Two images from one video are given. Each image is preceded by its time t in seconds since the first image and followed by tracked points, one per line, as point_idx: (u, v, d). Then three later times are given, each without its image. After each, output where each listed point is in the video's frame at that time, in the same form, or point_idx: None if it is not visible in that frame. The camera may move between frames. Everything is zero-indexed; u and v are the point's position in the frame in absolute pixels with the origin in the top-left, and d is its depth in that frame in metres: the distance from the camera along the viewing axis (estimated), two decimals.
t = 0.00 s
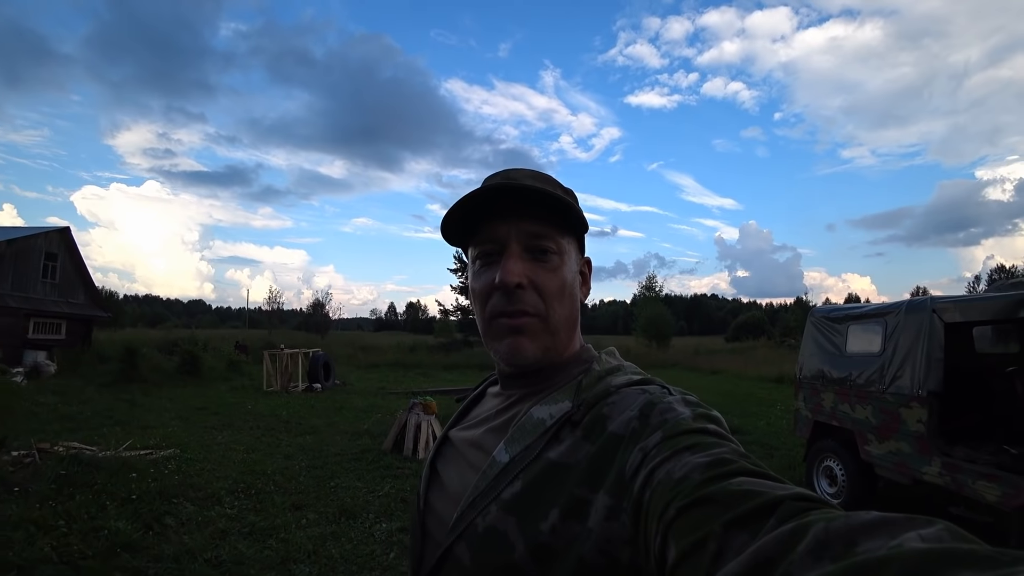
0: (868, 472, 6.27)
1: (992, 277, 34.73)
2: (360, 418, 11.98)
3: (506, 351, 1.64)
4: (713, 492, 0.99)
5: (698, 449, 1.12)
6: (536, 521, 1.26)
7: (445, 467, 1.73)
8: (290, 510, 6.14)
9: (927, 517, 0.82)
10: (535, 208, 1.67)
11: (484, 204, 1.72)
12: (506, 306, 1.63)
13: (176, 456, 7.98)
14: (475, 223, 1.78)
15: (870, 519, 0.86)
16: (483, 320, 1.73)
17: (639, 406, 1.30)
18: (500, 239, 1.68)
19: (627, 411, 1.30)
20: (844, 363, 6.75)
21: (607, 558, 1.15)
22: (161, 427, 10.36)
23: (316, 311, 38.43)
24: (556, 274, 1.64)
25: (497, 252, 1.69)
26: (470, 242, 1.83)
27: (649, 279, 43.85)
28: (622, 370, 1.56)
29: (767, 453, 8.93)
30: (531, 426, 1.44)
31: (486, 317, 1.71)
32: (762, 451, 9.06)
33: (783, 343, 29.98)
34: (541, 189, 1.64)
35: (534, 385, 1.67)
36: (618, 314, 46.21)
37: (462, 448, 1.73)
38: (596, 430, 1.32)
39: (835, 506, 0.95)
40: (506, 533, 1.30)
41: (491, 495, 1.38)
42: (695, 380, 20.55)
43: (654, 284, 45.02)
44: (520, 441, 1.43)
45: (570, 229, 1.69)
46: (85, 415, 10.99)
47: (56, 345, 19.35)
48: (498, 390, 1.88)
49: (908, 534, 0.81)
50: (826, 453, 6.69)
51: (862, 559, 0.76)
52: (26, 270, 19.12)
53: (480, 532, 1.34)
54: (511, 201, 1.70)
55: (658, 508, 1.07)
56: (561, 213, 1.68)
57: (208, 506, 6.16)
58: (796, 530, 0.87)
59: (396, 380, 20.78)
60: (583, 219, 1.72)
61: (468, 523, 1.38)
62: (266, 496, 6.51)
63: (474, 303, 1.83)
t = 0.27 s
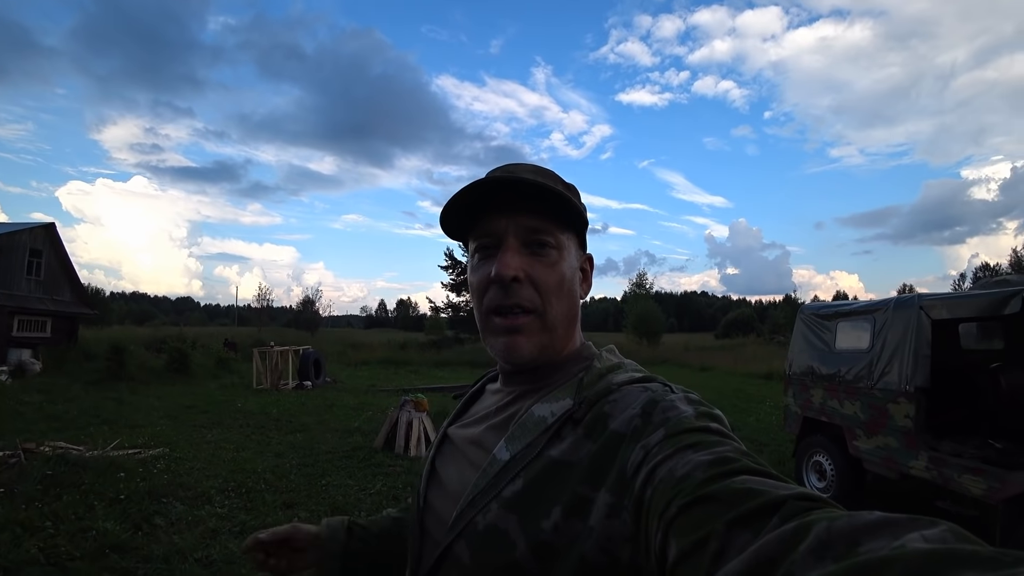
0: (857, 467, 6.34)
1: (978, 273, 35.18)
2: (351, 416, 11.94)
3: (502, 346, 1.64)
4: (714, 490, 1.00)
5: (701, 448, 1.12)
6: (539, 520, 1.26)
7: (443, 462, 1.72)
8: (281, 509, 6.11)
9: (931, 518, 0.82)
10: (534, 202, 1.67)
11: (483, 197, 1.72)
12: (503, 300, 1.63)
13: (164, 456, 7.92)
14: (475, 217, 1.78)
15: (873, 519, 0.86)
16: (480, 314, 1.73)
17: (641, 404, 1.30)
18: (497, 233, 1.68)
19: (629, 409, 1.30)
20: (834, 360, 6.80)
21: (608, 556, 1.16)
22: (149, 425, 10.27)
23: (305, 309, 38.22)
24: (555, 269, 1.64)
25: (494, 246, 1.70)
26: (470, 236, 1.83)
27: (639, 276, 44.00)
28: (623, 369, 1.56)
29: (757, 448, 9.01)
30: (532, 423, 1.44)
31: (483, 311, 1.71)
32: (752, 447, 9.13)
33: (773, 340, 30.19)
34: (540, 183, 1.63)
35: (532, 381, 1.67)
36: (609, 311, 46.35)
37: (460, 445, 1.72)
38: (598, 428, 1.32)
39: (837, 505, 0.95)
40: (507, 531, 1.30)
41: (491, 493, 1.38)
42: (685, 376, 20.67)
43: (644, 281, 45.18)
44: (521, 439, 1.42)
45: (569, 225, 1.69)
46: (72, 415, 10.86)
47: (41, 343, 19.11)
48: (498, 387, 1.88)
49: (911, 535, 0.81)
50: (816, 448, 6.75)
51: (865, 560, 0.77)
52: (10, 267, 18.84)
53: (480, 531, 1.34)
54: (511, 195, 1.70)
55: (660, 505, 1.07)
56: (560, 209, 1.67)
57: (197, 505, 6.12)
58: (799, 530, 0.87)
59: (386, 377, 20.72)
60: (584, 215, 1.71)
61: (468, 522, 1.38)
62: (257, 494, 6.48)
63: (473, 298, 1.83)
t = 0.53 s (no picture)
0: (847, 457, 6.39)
1: (960, 265, 35.74)
2: (342, 417, 11.88)
3: (503, 335, 1.64)
4: (715, 477, 1.00)
5: (704, 437, 1.13)
6: (546, 509, 1.26)
7: (441, 450, 1.72)
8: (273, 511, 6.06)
9: (929, 511, 0.82)
10: (534, 191, 1.67)
11: (482, 186, 1.71)
12: (503, 289, 1.63)
13: (152, 460, 7.83)
14: (474, 207, 1.77)
15: (871, 512, 0.86)
16: (480, 303, 1.73)
17: (645, 393, 1.31)
18: (497, 222, 1.68)
19: (633, 397, 1.31)
20: (822, 351, 6.87)
21: (610, 541, 1.18)
22: (137, 430, 10.16)
23: (294, 310, 37.98)
24: (555, 258, 1.64)
25: (494, 235, 1.69)
26: (469, 226, 1.83)
27: (629, 273, 44.18)
28: (624, 359, 1.57)
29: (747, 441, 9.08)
30: (535, 412, 1.44)
31: (484, 300, 1.71)
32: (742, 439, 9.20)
33: (761, 334, 30.43)
34: (540, 172, 1.63)
35: (532, 371, 1.67)
36: (599, 308, 46.51)
37: (460, 432, 1.72)
38: (601, 416, 1.33)
39: (836, 497, 0.96)
40: (510, 519, 1.30)
41: (494, 481, 1.38)
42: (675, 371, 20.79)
43: (633, 278, 45.38)
44: (524, 427, 1.42)
45: (569, 214, 1.69)
46: (57, 420, 10.71)
47: (25, 348, 18.83)
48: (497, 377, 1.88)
49: (910, 527, 0.81)
50: (806, 439, 6.80)
51: (863, 549, 0.77)
52: None
53: (483, 520, 1.34)
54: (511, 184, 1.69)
55: (661, 492, 1.07)
56: (560, 197, 1.67)
57: (187, 509, 6.07)
58: (798, 519, 0.88)
59: (376, 377, 20.64)
60: (583, 204, 1.71)
61: (470, 511, 1.38)
62: (248, 497, 6.42)
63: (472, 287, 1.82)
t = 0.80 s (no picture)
0: (838, 453, 6.44)
1: (943, 262, 36.27)
2: (333, 422, 11.82)
3: (494, 333, 1.64)
4: (710, 471, 1.00)
5: (698, 432, 1.13)
6: (545, 507, 1.27)
7: (434, 450, 1.71)
8: (263, 518, 6.01)
9: (922, 502, 0.83)
10: (519, 188, 1.67)
11: (467, 185, 1.72)
12: (492, 287, 1.63)
13: (140, 469, 7.74)
14: (459, 206, 1.78)
15: (866, 502, 0.86)
16: (470, 302, 1.73)
17: (639, 388, 1.31)
18: (484, 220, 1.68)
19: (627, 392, 1.32)
20: (810, 349, 6.92)
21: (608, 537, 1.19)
22: (125, 439, 10.03)
23: (283, 316, 37.73)
24: (543, 254, 1.65)
25: (482, 232, 1.70)
26: (456, 225, 1.84)
27: (618, 275, 44.36)
28: (615, 355, 1.57)
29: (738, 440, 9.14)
30: (530, 411, 1.44)
31: (474, 298, 1.71)
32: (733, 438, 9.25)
33: (750, 334, 30.66)
34: (524, 168, 1.63)
35: (523, 367, 1.67)
36: (589, 310, 46.62)
37: (453, 432, 1.72)
38: (596, 412, 1.33)
39: (830, 489, 0.96)
40: (508, 519, 1.29)
41: (490, 480, 1.38)
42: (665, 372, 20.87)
43: (623, 280, 45.57)
44: (520, 426, 1.42)
45: (555, 209, 1.70)
46: (42, 431, 10.55)
47: (9, 358, 18.55)
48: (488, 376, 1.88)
49: (903, 517, 0.82)
50: (796, 437, 6.84)
51: (857, 540, 0.77)
52: None
53: (482, 521, 1.33)
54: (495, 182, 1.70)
55: (657, 486, 1.07)
56: (545, 193, 1.68)
57: (176, 518, 6.00)
58: (792, 511, 0.88)
59: (367, 382, 20.53)
60: (568, 199, 1.71)
61: (468, 512, 1.37)
62: (238, 505, 6.36)
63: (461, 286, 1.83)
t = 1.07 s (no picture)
0: (824, 456, 6.47)
1: (934, 265, 36.52)
2: (325, 425, 11.77)
3: (479, 337, 1.65)
4: (692, 475, 1.01)
5: (679, 436, 1.14)
6: (520, 513, 1.27)
7: (412, 456, 1.72)
8: (254, 520, 5.98)
9: (899, 498, 0.84)
10: (516, 192, 1.68)
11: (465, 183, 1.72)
12: (481, 289, 1.63)
13: (131, 472, 7.69)
14: (455, 204, 1.78)
15: (845, 501, 0.87)
16: (457, 302, 1.74)
17: (619, 394, 1.32)
18: (478, 220, 1.68)
19: (608, 399, 1.32)
20: (798, 352, 6.95)
21: (587, 544, 1.18)
22: (116, 442, 9.95)
23: (276, 318, 37.57)
24: (534, 260, 1.65)
25: (475, 233, 1.70)
26: (448, 223, 1.83)
27: (612, 277, 44.44)
28: (597, 360, 1.58)
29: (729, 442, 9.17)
30: (507, 416, 1.44)
31: (460, 300, 1.72)
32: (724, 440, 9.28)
33: (743, 336, 30.74)
34: (523, 171, 1.63)
35: (506, 373, 1.68)
36: (583, 313, 46.65)
37: (430, 437, 1.72)
38: (576, 418, 1.33)
39: (810, 489, 0.97)
40: (486, 526, 1.29)
41: (467, 487, 1.38)
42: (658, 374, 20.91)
43: (617, 282, 45.64)
44: (497, 431, 1.43)
45: (549, 215, 1.70)
46: (32, 434, 10.47)
47: None
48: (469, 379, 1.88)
49: (881, 514, 0.83)
50: (784, 439, 6.87)
51: (837, 538, 0.78)
52: None
53: (458, 527, 1.33)
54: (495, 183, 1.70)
55: (638, 492, 1.08)
56: (541, 199, 1.68)
57: (167, 521, 5.96)
58: (773, 513, 0.89)
59: (360, 385, 20.47)
60: (564, 206, 1.71)
61: (445, 518, 1.37)
62: (229, 508, 6.33)
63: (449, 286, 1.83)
